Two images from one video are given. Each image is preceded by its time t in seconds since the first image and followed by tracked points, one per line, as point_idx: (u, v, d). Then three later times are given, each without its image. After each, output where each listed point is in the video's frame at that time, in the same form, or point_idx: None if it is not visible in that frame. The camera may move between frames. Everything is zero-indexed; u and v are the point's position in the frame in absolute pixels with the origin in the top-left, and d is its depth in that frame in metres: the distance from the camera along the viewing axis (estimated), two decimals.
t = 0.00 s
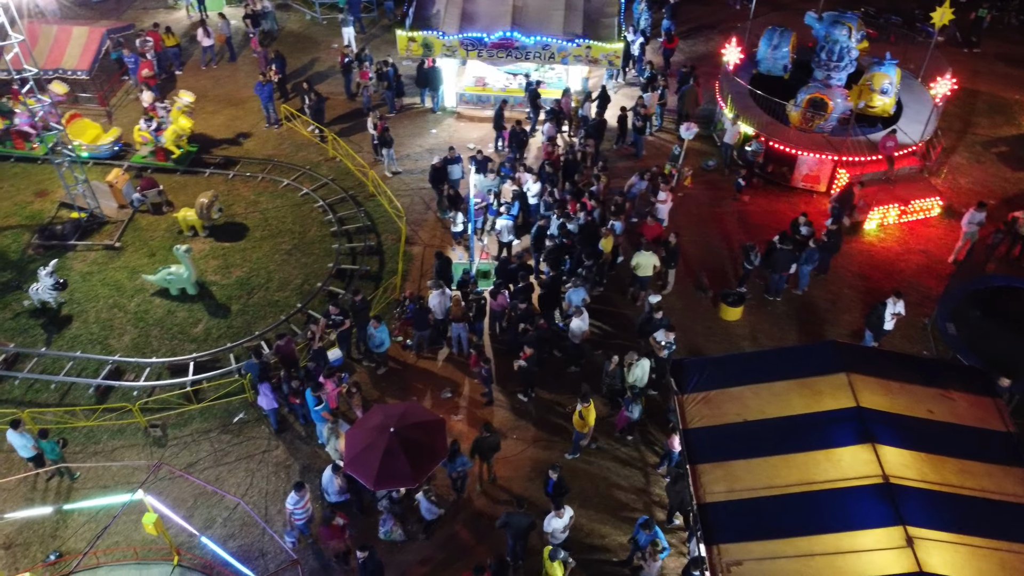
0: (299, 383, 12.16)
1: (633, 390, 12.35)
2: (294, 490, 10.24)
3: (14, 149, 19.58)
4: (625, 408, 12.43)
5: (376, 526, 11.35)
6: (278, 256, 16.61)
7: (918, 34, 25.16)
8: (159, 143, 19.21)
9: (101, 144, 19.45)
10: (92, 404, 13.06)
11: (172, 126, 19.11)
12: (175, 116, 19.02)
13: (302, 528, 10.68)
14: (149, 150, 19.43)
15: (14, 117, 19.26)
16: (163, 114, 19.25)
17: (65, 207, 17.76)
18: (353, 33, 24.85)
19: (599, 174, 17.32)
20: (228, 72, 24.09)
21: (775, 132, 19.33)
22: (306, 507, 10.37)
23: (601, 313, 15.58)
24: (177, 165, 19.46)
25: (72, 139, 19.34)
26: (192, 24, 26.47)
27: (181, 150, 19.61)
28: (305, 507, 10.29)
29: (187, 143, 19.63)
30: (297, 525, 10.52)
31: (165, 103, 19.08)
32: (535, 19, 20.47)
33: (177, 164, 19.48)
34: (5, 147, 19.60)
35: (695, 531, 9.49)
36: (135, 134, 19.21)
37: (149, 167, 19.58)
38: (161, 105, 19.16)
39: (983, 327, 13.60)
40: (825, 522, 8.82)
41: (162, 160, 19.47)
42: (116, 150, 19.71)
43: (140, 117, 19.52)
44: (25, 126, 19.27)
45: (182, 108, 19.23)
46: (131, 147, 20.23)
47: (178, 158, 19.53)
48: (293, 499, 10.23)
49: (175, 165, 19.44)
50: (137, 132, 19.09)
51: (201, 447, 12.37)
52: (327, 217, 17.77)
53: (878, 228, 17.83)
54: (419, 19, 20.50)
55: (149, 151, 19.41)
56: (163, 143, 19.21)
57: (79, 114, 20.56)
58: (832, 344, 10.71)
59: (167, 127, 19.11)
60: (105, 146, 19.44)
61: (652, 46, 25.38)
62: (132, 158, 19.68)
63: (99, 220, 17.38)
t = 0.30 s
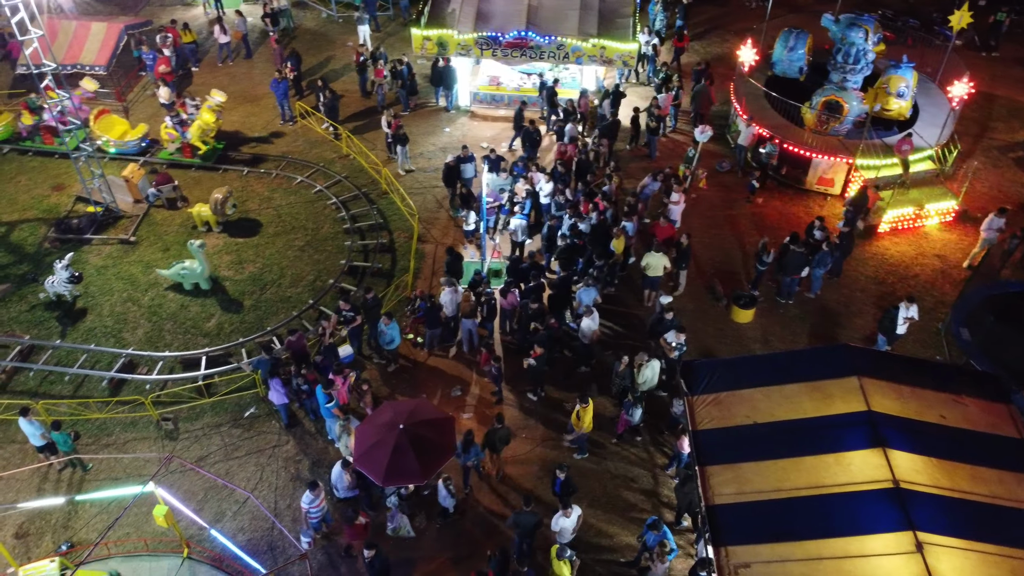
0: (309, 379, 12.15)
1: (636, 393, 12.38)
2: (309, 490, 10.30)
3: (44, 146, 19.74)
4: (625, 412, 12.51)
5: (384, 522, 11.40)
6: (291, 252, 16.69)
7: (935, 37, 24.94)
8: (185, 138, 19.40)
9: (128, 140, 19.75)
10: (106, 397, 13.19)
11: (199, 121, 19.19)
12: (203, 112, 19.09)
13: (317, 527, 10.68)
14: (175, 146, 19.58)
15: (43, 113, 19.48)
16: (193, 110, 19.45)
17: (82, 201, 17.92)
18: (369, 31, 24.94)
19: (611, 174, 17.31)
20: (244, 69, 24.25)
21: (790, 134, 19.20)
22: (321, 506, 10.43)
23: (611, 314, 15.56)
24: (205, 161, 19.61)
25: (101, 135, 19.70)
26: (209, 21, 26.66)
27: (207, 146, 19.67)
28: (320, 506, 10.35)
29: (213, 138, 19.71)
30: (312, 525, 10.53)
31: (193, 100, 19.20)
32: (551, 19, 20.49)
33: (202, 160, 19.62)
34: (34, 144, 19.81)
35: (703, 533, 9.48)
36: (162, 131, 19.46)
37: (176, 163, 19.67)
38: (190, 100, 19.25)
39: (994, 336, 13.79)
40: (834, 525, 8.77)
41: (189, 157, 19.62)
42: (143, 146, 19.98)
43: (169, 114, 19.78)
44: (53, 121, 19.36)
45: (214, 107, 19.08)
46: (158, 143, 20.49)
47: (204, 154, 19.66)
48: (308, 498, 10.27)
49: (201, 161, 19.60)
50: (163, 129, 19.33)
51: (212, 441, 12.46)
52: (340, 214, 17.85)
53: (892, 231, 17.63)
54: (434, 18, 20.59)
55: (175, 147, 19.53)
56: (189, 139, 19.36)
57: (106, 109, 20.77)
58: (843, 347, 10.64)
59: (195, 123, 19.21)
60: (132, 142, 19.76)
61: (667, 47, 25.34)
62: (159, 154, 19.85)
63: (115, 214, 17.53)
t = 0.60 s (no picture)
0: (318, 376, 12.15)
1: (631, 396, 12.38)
2: (327, 489, 10.45)
3: (63, 142, 19.94)
4: (624, 415, 12.44)
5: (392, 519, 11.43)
6: (303, 249, 16.77)
7: (952, 41, 24.65)
8: (210, 135, 19.54)
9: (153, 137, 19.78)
10: (117, 390, 13.29)
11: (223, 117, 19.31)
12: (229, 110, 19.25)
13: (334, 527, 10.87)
14: (201, 144, 19.78)
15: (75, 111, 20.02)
16: (220, 107, 19.44)
17: (97, 196, 18.08)
18: (383, 30, 25.01)
19: (623, 175, 17.29)
20: (260, 66, 24.38)
21: (804, 137, 19.07)
22: (337, 505, 10.56)
23: (622, 315, 15.53)
24: (230, 158, 19.66)
25: (127, 132, 19.75)
26: (225, 18, 26.83)
27: (232, 143, 19.79)
28: (336, 506, 10.49)
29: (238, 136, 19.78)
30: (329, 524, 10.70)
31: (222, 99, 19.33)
32: (565, 19, 20.46)
33: (228, 157, 19.68)
34: (57, 139, 20.02)
35: (711, 536, 9.45)
36: (188, 129, 19.67)
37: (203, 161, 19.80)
38: (217, 97, 19.38)
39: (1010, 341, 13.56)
40: (842, 530, 8.72)
41: (214, 154, 19.69)
42: (169, 143, 20.05)
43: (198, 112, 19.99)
44: (81, 118, 19.66)
45: (242, 107, 19.32)
46: (183, 142, 20.57)
47: (229, 151, 19.69)
48: (325, 498, 10.40)
49: (228, 158, 19.68)
50: (189, 126, 19.52)
51: (223, 436, 12.54)
52: (352, 212, 17.92)
53: (906, 236, 17.51)
54: (448, 17, 20.60)
55: (201, 145, 19.76)
56: (213, 136, 19.49)
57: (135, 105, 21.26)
58: (854, 351, 10.57)
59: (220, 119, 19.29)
60: (158, 139, 19.78)
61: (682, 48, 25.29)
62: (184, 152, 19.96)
63: (129, 209, 17.65)
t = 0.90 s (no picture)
0: (329, 372, 12.22)
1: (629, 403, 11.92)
2: (343, 491, 10.31)
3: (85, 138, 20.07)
4: (622, 420, 12.10)
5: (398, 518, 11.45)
6: (314, 247, 16.84)
7: (969, 45, 24.44)
8: (234, 133, 19.54)
9: (178, 135, 19.86)
10: (128, 384, 13.39)
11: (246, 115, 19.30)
12: (253, 110, 19.20)
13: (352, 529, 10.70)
14: (226, 142, 19.80)
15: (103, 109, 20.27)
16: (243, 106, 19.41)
17: (111, 191, 18.23)
18: (397, 29, 25.07)
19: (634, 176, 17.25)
20: (274, 64, 24.50)
21: (817, 140, 18.99)
22: (354, 507, 10.41)
23: (631, 316, 15.51)
24: (255, 156, 19.75)
25: (152, 129, 19.83)
26: (240, 15, 26.98)
27: (256, 141, 19.84)
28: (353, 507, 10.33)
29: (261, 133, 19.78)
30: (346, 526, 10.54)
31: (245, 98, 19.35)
32: (578, 19, 20.42)
33: (252, 156, 19.77)
34: (79, 135, 20.19)
35: (717, 539, 9.43)
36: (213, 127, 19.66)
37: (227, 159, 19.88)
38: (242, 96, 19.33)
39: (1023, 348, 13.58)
40: (850, 536, 8.66)
41: (238, 152, 19.75)
42: (193, 141, 20.15)
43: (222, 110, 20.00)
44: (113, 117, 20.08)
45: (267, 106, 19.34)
46: (207, 139, 20.68)
47: (253, 149, 19.78)
48: (342, 498, 10.29)
49: (252, 157, 19.77)
50: (214, 124, 19.50)
51: (232, 431, 12.61)
52: (364, 210, 17.98)
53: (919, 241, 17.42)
54: (461, 17, 20.61)
55: (226, 143, 19.76)
56: (237, 134, 19.49)
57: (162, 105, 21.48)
58: (865, 357, 10.49)
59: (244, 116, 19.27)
60: (182, 137, 19.88)
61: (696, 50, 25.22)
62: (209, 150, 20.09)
63: (142, 205, 17.77)
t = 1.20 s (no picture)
0: (338, 370, 12.23)
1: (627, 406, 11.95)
2: (360, 498, 10.27)
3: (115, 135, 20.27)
4: (618, 424, 12.08)
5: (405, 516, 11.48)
6: (325, 245, 16.89)
7: (986, 49, 24.21)
8: (258, 132, 19.54)
9: (202, 133, 19.99)
10: (139, 379, 13.48)
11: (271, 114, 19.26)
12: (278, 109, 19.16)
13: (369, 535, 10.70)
14: (250, 140, 19.82)
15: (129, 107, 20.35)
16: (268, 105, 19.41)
17: (125, 187, 18.38)
18: (411, 28, 25.10)
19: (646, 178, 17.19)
20: (288, 62, 24.59)
21: (831, 143, 18.88)
22: (370, 514, 10.41)
23: (641, 318, 15.47)
24: (279, 156, 19.73)
25: (177, 127, 19.99)
26: (255, 13, 27.10)
27: (280, 140, 19.82)
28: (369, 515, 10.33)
29: (285, 133, 19.77)
30: (363, 531, 10.54)
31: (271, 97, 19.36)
32: (592, 20, 20.38)
33: (277, 155, 19.73)
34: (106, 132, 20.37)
35: (725, 543, 9.41)
36: (238, 125, 19.69)
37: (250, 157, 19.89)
38: (267, 95, 19.34)
39: None
40: (859, 543, 8.60)
41: (262, 151, 19.73)
42: (217, 139, 20.22)
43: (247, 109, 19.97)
44: (138, 116, 20.37)
45: (291, 106, 19.28)
46: (231, 138, 20.71)
47: (277, 148, 19.76)
48: (359, 506, 10.27)
49: (277, 156, 19.72)
50: (239, 122, 19.49)
51: (241, 427, 12.67)
52: (375, 208, 18.02)
53: (933, 246, 17.25)
54: (475, 16, 20.59)
55: (250, 141, 19.75)
56: (262, 133, 19.48)
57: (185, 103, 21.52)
58: (875, 362, 10.40)
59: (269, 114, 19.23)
60: (207, 135, 19.98)
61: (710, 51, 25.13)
62: (233, 148, 20.15)
63: (155, 201, 17.90)
